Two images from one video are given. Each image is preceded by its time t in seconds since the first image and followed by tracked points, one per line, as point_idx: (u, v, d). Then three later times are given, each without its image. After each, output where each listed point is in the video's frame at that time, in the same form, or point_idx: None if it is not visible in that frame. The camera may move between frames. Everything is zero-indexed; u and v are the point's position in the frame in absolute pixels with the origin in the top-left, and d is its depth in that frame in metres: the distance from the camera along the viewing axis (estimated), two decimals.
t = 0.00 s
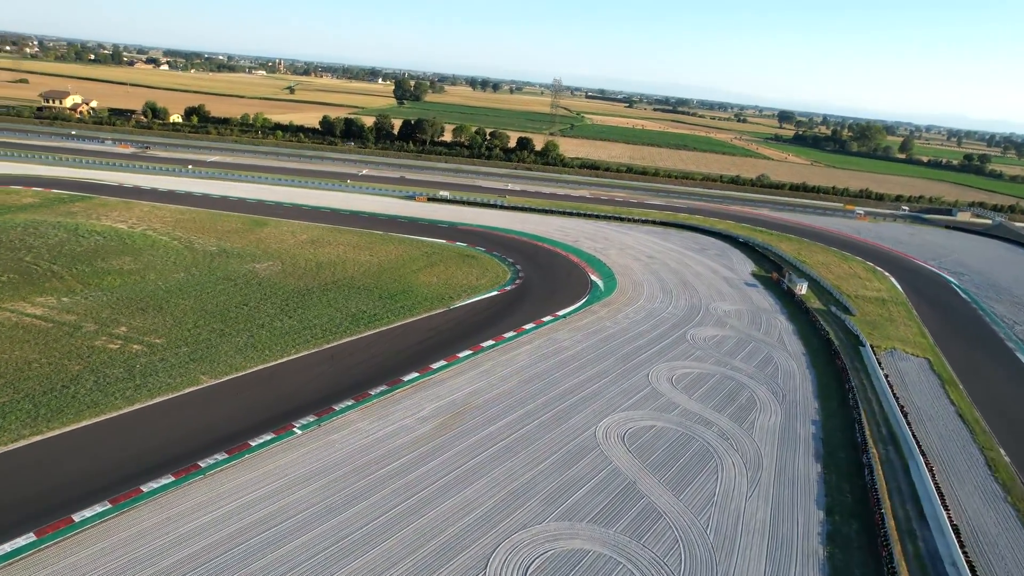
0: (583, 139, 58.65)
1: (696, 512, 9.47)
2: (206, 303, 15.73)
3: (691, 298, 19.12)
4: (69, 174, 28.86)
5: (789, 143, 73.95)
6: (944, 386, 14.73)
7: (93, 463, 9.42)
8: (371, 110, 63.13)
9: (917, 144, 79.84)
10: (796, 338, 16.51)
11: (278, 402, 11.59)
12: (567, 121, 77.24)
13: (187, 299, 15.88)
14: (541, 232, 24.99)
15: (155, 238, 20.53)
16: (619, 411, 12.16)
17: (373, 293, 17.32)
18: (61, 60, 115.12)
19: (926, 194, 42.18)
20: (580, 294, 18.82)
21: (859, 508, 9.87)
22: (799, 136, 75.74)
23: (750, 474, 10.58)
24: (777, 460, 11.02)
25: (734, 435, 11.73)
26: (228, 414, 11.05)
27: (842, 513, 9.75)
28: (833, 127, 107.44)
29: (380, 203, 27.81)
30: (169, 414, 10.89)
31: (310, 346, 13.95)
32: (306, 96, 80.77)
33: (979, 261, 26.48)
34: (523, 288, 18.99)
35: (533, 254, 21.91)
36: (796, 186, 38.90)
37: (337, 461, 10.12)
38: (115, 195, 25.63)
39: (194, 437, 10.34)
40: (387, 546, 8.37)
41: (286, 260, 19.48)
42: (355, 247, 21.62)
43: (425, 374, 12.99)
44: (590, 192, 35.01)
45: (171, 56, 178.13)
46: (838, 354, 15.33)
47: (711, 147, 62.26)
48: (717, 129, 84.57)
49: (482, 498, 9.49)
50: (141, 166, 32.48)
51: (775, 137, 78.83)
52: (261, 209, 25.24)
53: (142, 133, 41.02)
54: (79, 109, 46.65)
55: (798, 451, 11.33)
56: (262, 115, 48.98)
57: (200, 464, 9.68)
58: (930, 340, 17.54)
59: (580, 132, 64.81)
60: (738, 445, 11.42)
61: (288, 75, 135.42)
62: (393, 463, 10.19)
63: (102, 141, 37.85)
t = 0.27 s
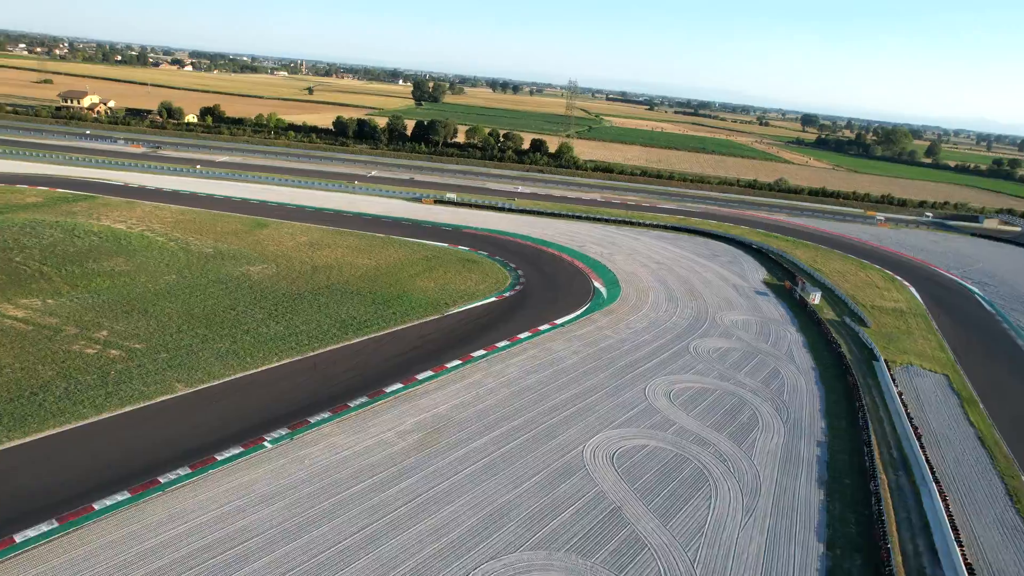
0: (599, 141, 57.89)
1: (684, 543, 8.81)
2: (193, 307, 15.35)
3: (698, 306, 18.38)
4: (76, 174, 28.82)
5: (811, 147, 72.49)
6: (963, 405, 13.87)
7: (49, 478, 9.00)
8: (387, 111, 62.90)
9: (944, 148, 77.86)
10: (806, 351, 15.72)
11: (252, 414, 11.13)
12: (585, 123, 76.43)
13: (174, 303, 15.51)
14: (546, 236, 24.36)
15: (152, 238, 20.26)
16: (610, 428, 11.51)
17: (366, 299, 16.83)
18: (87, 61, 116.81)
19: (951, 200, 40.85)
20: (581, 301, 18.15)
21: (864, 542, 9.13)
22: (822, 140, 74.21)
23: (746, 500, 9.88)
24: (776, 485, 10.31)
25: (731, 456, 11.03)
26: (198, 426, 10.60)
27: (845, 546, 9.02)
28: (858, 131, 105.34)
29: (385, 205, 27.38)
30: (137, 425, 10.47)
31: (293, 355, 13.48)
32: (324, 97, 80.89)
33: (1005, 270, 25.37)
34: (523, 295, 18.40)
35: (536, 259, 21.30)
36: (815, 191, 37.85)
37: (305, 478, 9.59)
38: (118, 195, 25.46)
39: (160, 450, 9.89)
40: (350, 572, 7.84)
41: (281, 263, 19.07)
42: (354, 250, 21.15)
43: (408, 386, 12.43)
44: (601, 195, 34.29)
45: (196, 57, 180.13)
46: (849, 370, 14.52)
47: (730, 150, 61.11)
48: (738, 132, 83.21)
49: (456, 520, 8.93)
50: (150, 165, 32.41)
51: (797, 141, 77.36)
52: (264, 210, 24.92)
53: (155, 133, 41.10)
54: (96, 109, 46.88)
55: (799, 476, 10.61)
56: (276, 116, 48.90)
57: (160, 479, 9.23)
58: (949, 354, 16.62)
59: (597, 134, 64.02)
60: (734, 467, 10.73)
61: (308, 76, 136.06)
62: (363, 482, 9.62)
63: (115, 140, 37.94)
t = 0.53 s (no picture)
0: (616, 144, 57.07)
1: None
2: (179, 310, 14.95)
3: (704, 316, 17.62)
4: (84, 173, 28.75)
5: (835, 151, 70.97)
6: (983, 427, 12.98)
7: None
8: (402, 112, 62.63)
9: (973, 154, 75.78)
10: (816, 366, 14.90)
11: (223, 426, 10.64)
12: (604, 126, 75.60)
13: (161, 305, 15.12)
14: (552, 241, 23.72)
15: (150, 239, 19.98)
16: (599, 447, 10.84)
17: (358, 304, 16.33)
18: (113, 62, 118.37)
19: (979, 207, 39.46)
20: (583, 309, 17.50)
21: None
22: (846, 144, 72.62)
23: (740, 530, 9.16)
24: (774, 514, 9.58)
25: (727, 480, 10.31)
26: (165, 438, 10.13)
27: None
28: (884, 135, 103.20)
29: (391, 207, 26.93)
30: (101, 436, 10.02)
31: (275, 362, 12.99)
32: (343, 98, 80.89)
33: None
34: (522, 301, 17.77)
35: (539, 265, 20.68)
36: (835, 196, 36.75)
37: (271, 495, 9.09)
38: (122, 194, 25.28)
39: (120, 463, 9.43)
40: None
41: (277, 266, 18.67)
42: (353, 252, 20.70)
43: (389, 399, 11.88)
44: (614, 199, 33.55)
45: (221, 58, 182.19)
46: (861, 387, 13.68)
47: (751, 154, 59.88)
48: (760, 136, 81.70)
49: (425, 546, 8.36)
50: (160, 165, 32.29)
51: (820, 145, 75.82)
52: (267, 211, 24.59)
53: (169, 133, 41.14)
54: (112, 108, 47.13)
55: (800, 505, 9.86)
56: (290, 116, 48.80)
57: (116, 496, 8.75)
58: (971, 372, 15.69)
59: (614, 137, 63.19)
60: (730, 493, 10.01)
61: (329, 77, 136.78)
62: (331, 500, 9.09)
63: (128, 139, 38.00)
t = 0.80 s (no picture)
0: (635, 148, 56.24)
1: None
2: (165, 311, 14.58)
3: (711, 328, 16.87)
4: (93, 168, 28.69)
5: (861, 158, 69.38)
6: (1004, 456, 12.12)
7: None
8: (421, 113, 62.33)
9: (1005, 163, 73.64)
10: (826, 385, 14.10)
11: (191, 434, 10.18)
12: (624, 129, 74.69)
13: (147, 305, 14.76)
14: (558, 247, 23.08)
15: (148, 237, 19.72)
16: (585, 469, 10.21)
17: (349, 308, 15.83)
18: (142, 59, 119.75)
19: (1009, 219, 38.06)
20: (583, 317, 16.84)
21: None
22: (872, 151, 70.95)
23: (729, 565, 8.47)
24: (768, 548, 8.86)
25: (720, 508, 9.61)
26: (128, 445, 9.69)
27: None
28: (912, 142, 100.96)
29: (397, 208, 26.49)
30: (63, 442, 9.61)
31: (255, 367, 12.53)
32: (364, 98, 80.85)
33: None
34: (521, 308, 17.16)
35: (542, 271, 20.07)
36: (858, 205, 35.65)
37: (232, 511, 8.61)
38: (127, 190, 25.12)
39: (77, 472, 9.00)
40: None
41: (272, 266, 18.26)
42: (352, 254, 20.24)
43: (368, 410, 11.34)
44: (627, 203, 32.78)
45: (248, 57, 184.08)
46: (873, 409, 12.87)
47: (774, 161, 58.56)
48: (785, 142, 80.09)
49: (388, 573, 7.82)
50: (171, 161, 32.20)
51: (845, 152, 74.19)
52: (270, 210, 24.25)
53: (184, 130, 41.16)
54: (131, 105, 47.32)
55: (797, 538, 9.13)
56: (307, 116, 48.69)
57: (65, 509, 8.31)
58: (993, 395, 14.76)
59: (634, 141, 62.32)
60: (722, 523, 9.31)
61: (353, 77, 137.40)
62: (290, 520, 8.56)
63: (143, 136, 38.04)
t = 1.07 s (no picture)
0: (657, 152, 55.30)
1: None
2: (153, 312, 14.23)
3: (720, 341, 16.10)
4: (106, 166, 28.68)
5: (890, 167, 67.58)
6: None
7: None
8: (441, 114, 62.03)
9: None
10: (839, 406, 13.27)
11: (159, 444, 9.76)
12: (648, 134, 73.65)
13: (135, 306, 14.44)
14: (567, 253, 22.43)
15: (149, 236, 19.49)
16: (572, 493, 9.58)
17: (343, 313, 15.36)
18: (171, 59, 121.30)
19: None
20: (585, 327, 16.16)
21: None
22: (903, 159, 69.07)
23: None
24: None
25: (713, 540, 8.92)
26: (91, 455, 9.30)
27: None
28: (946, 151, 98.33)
29: (406, 210, 26.05)
30: (24, 450, 9.24)
31: (236, 374, 12.09)
32: (386, 99, 80.83)
33: None
34: (522, 316, 16.55)
35: (547, 279, 19.44)
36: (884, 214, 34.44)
37: (190, 529, 8.13)
38: (135, 188, 24.99)
39: (33, 482, 8.62)
40: None
41: (269, 268, 17.88)
42: (354, 257, 19.78)
43: (347, 423, 10.80)
44: (644, 209, 32.00)
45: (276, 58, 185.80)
46: (888, 433, 12.02)
47: (800, 168, 57.15)
48: (813, 150, 78.35)
49: None
50: (185, 159, 32.12)
51: (875, 160, 72.34)
52: (277, 211, 23.96)
53: (202, 128, 41.21)
54: (152, 104, 47.62)
55: None
56: (325, 116, 48.60)
57: (12, 523, 7.88)
58: (1021, 421, 13.80)
59: (656, 145, 61.32)
60: (715, 556, 8.61)
61: (378, 79, 137.98)
62: (249, 540, 8.05)
63: (160, 134, 38.12)
